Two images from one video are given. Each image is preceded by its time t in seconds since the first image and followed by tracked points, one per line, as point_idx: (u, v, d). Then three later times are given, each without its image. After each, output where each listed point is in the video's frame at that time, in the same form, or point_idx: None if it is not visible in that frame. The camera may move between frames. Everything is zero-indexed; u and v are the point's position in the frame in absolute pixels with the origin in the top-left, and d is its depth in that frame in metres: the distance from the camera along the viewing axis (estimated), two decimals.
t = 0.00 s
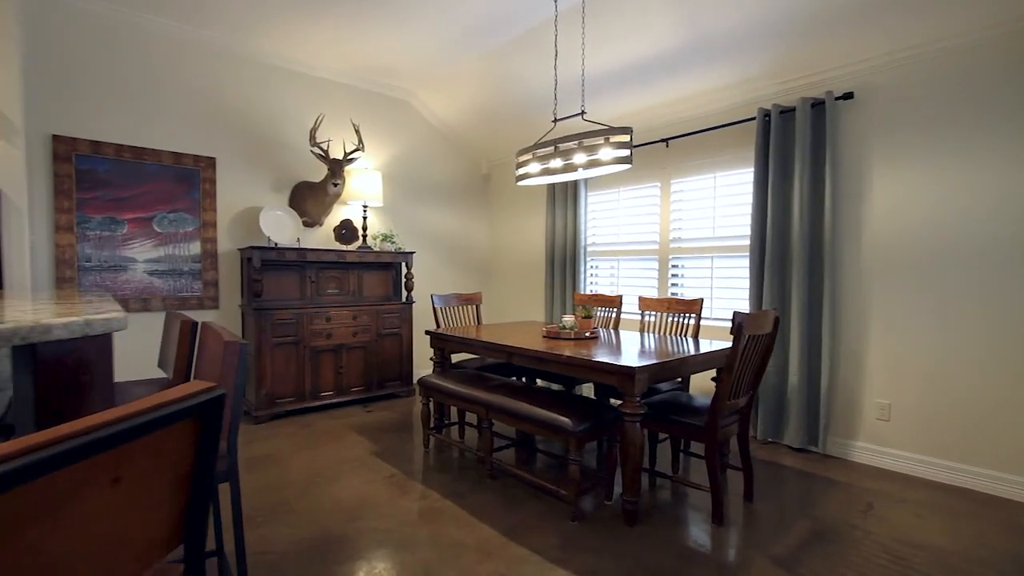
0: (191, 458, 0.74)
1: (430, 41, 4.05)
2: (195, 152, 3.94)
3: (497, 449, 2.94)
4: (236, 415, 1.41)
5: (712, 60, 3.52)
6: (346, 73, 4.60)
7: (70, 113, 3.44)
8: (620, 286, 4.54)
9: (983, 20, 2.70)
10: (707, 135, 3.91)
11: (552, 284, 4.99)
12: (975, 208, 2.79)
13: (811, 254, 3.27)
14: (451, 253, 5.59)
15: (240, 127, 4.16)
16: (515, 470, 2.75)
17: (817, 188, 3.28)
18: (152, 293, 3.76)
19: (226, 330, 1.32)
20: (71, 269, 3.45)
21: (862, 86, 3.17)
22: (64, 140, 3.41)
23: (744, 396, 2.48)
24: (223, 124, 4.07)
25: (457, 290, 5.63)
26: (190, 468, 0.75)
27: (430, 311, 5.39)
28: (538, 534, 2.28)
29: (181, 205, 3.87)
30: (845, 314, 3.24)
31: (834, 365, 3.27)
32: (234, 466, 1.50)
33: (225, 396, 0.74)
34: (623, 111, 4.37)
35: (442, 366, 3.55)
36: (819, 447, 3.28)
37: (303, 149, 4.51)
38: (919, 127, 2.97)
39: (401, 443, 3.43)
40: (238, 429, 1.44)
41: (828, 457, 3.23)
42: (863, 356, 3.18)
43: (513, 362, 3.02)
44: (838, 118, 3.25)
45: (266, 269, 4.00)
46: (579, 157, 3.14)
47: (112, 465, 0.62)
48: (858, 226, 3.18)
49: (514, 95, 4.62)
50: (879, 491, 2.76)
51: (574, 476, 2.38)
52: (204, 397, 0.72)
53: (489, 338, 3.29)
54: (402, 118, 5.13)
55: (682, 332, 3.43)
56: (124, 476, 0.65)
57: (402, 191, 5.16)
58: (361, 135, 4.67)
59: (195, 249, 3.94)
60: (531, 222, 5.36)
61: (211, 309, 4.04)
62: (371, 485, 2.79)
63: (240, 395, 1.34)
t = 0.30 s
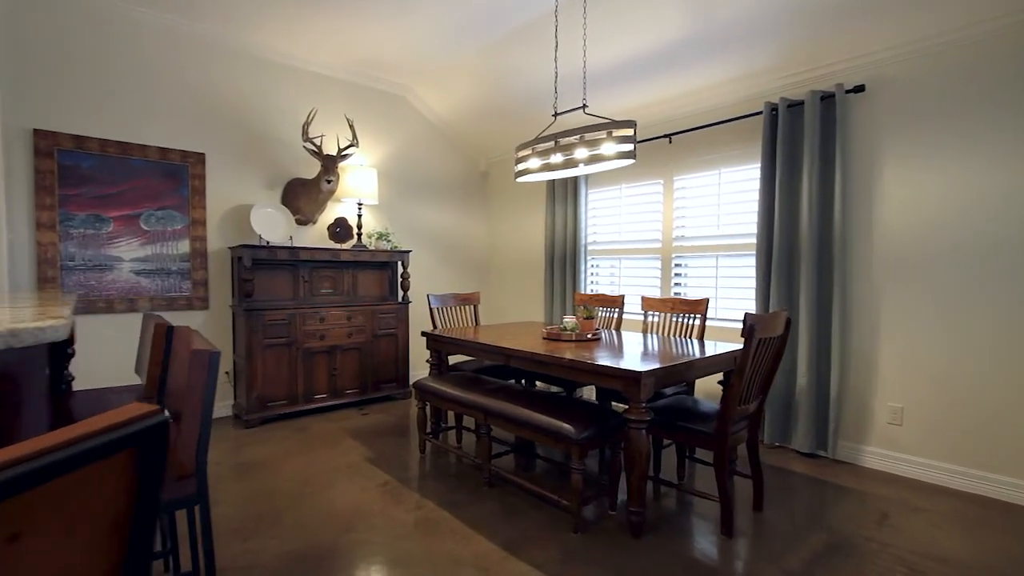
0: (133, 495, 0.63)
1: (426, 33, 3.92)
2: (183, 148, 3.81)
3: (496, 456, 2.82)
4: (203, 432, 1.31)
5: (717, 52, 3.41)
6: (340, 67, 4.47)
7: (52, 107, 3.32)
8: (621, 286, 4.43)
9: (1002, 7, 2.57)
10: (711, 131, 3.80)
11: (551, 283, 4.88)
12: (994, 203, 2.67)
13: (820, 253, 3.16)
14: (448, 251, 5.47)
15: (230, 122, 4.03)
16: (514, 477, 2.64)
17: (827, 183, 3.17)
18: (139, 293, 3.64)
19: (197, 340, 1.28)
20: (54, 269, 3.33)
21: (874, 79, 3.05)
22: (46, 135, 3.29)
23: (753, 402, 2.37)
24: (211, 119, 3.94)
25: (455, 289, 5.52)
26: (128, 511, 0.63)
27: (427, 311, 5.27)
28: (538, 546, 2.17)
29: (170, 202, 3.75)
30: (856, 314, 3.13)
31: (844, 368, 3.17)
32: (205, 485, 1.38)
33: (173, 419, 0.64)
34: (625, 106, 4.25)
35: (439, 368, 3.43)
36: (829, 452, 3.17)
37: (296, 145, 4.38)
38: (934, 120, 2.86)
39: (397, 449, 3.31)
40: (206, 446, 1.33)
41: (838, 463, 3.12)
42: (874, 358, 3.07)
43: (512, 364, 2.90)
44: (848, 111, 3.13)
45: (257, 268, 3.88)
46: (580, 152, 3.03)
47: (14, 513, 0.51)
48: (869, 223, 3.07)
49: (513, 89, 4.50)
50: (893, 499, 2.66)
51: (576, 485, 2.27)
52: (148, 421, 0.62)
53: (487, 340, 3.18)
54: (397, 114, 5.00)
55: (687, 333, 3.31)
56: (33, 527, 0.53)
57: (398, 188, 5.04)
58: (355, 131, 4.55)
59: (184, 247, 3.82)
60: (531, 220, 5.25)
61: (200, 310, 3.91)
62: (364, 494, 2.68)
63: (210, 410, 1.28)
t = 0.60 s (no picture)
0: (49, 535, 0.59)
1: (422, 26, 3.80)
2: (170, 143, 3.68)
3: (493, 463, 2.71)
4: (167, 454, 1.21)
5: (721, 45, 3.30)
6: (333, 60, 4.35)
7: (31, 100, 3.19)
8: (622, 286, 4.32)
9: None
10: (715, 126, 3.70)
11: (550, 283, 4.78)
12: (1011, 200, 2.56)
13: (828, 253, 3.07)
14: (445, 250, 5.35)
15: (219, 116, 3.90)
16: (513, 486, 2.52)
17: (836, 180, 3.06)
18: (123, 293, 3.51)
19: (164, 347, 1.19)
20: (33, 268, 3.20)
21: (885, 72, 2.94)
22: (25, 128, 3.16)
23: (763, 408, 2.26)
24: (199, 113, 3.81)
25: (452, 289, 5.40)
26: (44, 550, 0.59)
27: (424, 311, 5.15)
28: (539, 560, 2.06)
29: (156, 199, 3.62)
30: (865, 315, 3.03)
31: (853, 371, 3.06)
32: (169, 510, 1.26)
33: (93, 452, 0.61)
34: (626, 101, 4.15)
35: (434, 371, 3.32)
36: (837, 458, 3.07)
37: (288, 141, 4.26)
38: (947, 114, 2.75)
39: (391, 455, 3.19)
40: (171, 467, 1.22)
41: (847, 469, 3.02)
42: (884, 360, 2.97)
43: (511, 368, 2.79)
44: (857, 105, 3.03)
45: (246, 267, 3.75)
46: (581, 147, 2.92)
47: None
48: (879, 221, 2.97)
49: (512, 84, 4.39)
50: (906, 507, 2.56)
51: (578, 496, 2.16)
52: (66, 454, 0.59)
53: (484, 342, 3.06)
54: (393, 110, 4.89)
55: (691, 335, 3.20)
56: None
57: (393, 186, 4.92)
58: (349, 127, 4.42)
59: (170, 246, 3.69)
60: (529, 219, 5.14)
61: (188, 310, 3.79)
62: (356, 503, 2.56)
63: (175, 426, 1.16)
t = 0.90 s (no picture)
0: None
1: (417, 18, 3.69)
2: (155, 137, 3.55)
3: (490, 471, 2.60)
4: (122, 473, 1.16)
5: (727, 38, 3.20)
6: (326, 54, 4.22)
7: (8, 90, 3.05)
8: (622, 287, 4.22)
9: None
10: (719, 123, 3.60)
11: (548, 284, 4.67)
12: None
13: (836, 253, 2.97)
14: (440, 250, 5.24)
15: (206, 109, 3.76)
16: (511, 495, 2.41)
17: (844, 178, 2.97)
18: (104, 292, 3.37)
19: (113, 356, 1.17)
20: (9, 266, 3.06)
21: (897, 66, 2.85)
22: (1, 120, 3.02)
23: (774, 415, 2.16)
24: (186, 106, 3.67)
25: (447, 289, 5.29)
26: None
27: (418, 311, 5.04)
28: None
29: (140, 195, 3.49)
30: (874, 317, 2.94)
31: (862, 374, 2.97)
32: (123, 539, 1.21)
33: None
34: (626, 96, 4.05)
35: (429, 374, 3.20)
36: (845, 464, 2.98)
37: (279, 136, 4.13)
38: (961, 109, 2.66)
39: (384, 461, 3.07)
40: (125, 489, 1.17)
41: (856, 476, 2.92)
42: (894, 363, 2.88)
43: (509, 371, 2.67)
44: (867, 101, 2.93)
45: (234, 266, 3.62)
46: (583, 141, 2.80)
47: None
48: (889, 220, 2.88)
49: (509, 79, 4.28)
50: (919, 517, 2.47)
51: (580, 508, 2.05)
52: None
53: (481, 344, 2.95)
54: (388, 106, 4.77)
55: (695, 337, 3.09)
56: None
57: (387, 183, 4.80)
58: (341, 122, 4.30)
59: (155, 244, 3.55)
60: (526, 218, 5.04)
61: (173, 311, 3.65)
62: (346, 513, 2.43)
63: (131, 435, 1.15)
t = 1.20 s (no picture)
0: None
1: (412, 10, 3.57)
2: (138, 130, 3.40)
3: (487, 480, 2.48)
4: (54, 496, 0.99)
5: (732, 31, 3.09)
6: (317, 46, 4.09)
7: None
8: (622, 287, 4.12)
9: None
10: (722, 119, 3.50)
11: (546, 284, 4.56)
12: None
13: (844, 253, 2.88)
14: (435, 249, 5.11)
15: (191, 101, 3.62)
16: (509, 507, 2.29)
17: (854, 176, 2.87)
18: (84, 291, 3.23)
19: (55, 369, 1.04)
20: None
21: (908, 61, 2.75)
22: None
23: (786, 423, 2.05)
24: (170, 98, 3.53)
25: (442, 289, 5.17)
26: None
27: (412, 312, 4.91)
28: None
29: (121, 190, 3.34)
30: (883, 320, 2.84)
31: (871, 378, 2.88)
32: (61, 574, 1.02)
33: None
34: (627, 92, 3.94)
35: (423, 378, 3.08)
36: (853, 472, 2.89)
37: (268, 131, 4.00)
38: (975, 105, 2.57)
39: (376, 469, 2.95)
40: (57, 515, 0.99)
41: (865, 484, 2.83)
42: (904, 368, 2.79)
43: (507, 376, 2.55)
44: (877, 96, 2.84)
45: (220, 265, 3.48)
46: (584, 136, 2.69)
47: None
48: (900, 220, 2.79)
49: (506, 73, 4.17)
50: (933, 528, 2.37)
51: (583, 523, 1.93)
52: None
53: (477, 346, 2.83)
54: (381, 101, 4.64)
55: (699, 340, 2.99)
56: None
57: (380, 180, 4.67)
58: (333, 116, 4.16)
59: (137, 241, 3.41)
60: (523, 216, 4.93)
61: (157, 311, 3.51)
62: (335, 526, 2.31)
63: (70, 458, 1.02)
